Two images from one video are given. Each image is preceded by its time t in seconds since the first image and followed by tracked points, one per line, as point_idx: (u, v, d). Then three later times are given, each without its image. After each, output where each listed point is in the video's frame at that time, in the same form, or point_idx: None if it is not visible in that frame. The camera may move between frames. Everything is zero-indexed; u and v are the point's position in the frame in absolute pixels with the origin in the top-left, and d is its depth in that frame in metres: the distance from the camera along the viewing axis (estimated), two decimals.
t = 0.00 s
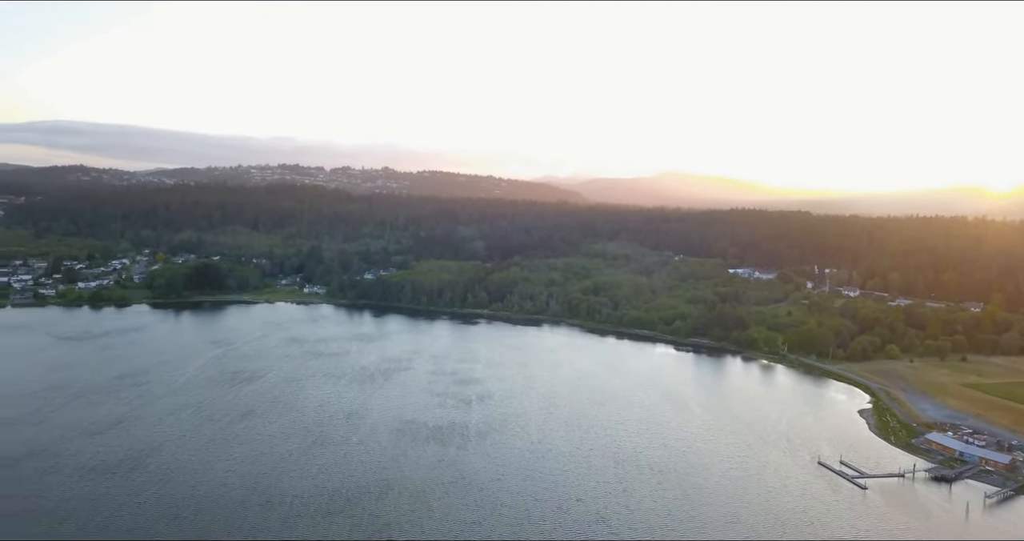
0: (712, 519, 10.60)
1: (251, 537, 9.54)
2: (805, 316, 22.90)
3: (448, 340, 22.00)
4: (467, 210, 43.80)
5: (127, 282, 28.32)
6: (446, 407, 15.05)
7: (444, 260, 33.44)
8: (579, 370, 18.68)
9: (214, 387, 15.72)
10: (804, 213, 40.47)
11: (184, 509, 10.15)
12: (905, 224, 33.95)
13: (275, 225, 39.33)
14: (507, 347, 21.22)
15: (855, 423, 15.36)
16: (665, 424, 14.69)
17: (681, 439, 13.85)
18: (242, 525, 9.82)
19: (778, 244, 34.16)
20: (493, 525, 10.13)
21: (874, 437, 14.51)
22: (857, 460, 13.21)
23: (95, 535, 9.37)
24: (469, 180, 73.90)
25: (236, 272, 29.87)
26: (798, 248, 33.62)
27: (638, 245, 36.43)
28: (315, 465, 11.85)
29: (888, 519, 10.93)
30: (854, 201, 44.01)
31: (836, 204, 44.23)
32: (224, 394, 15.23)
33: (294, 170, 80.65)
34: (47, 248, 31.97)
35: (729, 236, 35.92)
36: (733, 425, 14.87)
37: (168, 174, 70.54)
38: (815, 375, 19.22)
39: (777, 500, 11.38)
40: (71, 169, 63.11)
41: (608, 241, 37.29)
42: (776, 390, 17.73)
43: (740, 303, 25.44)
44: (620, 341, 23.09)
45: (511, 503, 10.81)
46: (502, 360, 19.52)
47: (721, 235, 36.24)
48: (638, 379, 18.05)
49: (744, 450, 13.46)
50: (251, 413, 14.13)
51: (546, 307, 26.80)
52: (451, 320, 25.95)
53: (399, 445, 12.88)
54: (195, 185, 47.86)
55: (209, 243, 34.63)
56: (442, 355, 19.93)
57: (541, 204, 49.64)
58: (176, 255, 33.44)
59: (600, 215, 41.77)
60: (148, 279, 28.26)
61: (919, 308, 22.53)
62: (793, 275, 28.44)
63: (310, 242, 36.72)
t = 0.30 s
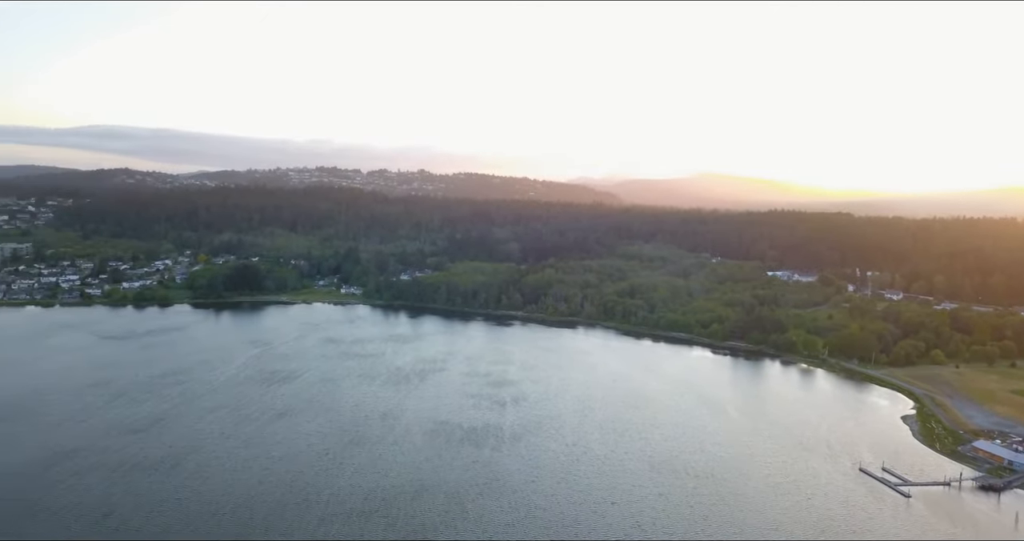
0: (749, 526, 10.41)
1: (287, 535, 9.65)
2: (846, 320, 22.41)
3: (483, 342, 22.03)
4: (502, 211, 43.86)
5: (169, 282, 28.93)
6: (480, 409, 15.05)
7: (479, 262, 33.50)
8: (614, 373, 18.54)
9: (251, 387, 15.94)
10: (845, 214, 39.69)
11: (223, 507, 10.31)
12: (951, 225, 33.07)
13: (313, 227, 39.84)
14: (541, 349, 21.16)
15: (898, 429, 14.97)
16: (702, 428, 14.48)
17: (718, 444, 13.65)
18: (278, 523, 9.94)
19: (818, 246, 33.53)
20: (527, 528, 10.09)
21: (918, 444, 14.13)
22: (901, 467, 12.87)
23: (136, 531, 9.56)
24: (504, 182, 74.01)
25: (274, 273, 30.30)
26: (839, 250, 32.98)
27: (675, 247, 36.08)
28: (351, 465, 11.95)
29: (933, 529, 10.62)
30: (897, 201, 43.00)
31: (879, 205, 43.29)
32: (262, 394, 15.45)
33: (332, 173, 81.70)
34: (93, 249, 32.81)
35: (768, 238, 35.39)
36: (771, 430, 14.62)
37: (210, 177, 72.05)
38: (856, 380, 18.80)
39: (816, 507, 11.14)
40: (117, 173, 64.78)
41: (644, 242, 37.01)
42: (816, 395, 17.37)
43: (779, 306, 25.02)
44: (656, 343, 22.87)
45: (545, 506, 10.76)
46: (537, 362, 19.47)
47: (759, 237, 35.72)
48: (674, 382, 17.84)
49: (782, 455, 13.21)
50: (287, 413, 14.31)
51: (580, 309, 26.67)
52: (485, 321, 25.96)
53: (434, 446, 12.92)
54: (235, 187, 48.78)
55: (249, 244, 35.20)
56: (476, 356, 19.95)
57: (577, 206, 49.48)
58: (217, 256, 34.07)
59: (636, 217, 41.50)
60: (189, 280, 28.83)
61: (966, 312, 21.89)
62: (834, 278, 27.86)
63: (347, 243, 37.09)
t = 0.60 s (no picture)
0: (783, 532, 10.24)
1: (319, 534, 9.72)
2: (884, 324, 21.96)
3: (513, 343, 22.02)
4: (532, 212, 43.80)
5: (205, 282, 29.38)
6: (510, 410, 15.04)
7: (509, 263, 33.51)
8: (645, 376, 18.40)
9: (284, 387, 16.12)
10: (882, 215, 38.90)
11: (256, 505, 10.44)
12: (993, 227, 32.22)
13: (345, 227, 40.20)
14: (571, 351, 21.08)
15: (938, 435, 14.63)
16: (734, 432, 14.30)
17: (751, 448, 13.47)
18: (310, 522, 10.03)
19: (854, 247, 32.93)
20: (557, 531, 10.05)
21: (958, 451, 13.80)
22: (941, 474, 12.57)
23: (171, 528, 9.71)
24: (534, 182, 73.95)
25: (307, 274, 30.63)
26: (876, 252, 32.35)
27: (707, 249, 35.70)
28: (381, 465, 12.02)
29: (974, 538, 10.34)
30: (937, 203, 42.05)
31: (917, 206, 42.38)
32: (294, 393, 15.62)
33: (363, 174, 82.43)
34: (131, 249, 33.50)
35: (803, 239, 34.83)
36: (805, 434, 14.38)
37: (244, 178, 73.20)
38: (894, 384, 18.42)
39: (852, 514, 10.94)
40: (155, 175, 66.06)
41: (676, 244, 36.68)
42: (852, 399, 17.02)
43: (814, 309, 24.63)
44: (687, 346, 22.64)
45: (575, 508, 10.71)
46: (567, 363, 19.41)
47: (794, 238, 35.18)
48: (706, 385, 17.65)
49: (817, 460, 12.99)
50: (319, 412, 14.45)
51: (611, 311, 26.53)
52: (515, 322, 25.95)
53: (464, 447, 12.94)
54: (269, 188, 49.43)
55: (282, 245, 35.64)
56: (507, 357, 19.94)
57: (608, 207, 49.21)
58: (251, 256, 34.55)
59: (667, 219, 41.14)
60: (224, 280, 29.28)
61: (1009, 315, 21.32)
62: (871, 280, 27.32)
63: (378, 244, 37.37)
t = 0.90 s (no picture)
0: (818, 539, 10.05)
1: (350, 534, 9.78)
2: (923, 328, 21.46)
3: (543, 345, 21.95)
4: (563, 214, 43.67)
5: (239, 283, 29.82)
6: (540, 413, 15.00)
7: (540, 265, 33.45)
8: (677, 379, 18.21)
9: (316, 387, 16.27)
10: (921, 216, 38.04)
11: (288, 504, 10.55)
12: None
13: (376, 229, 40.50)
14: (602, 354, 20.96)
15: (980, 442, 14.25)
16: (768, 436, 14.09)
17: (786, 453, 13.25)
18: (340, 521, 10.10)
19: (892, 249, 32.26)
20: (586, 534, 9.98)
21: (1001, 459, 13.41)
22: (983, 482, 12.23)
23: (205, 525, 9.86)
24: (565, 183, 73.75)
25: (339, 275, 30.89)
26: (915, 254, 31.65)
27: (741, 250, 35.26)
28: (412, 465, 12.07)
29: None
30: (979, 204, 41.00)
31: (958, 207, 41.38)
32: (325, 394, 15.75)
33: (395, 176, 83.09)
34: (168, 250, 34.14)
35: (839, 241, 34.22)
36: (842, 440, 14.10)
37: (278, 180, 74.22)
38: (933, 389, 17.99)
39: (890, 522, 10.69)
40: (191, 177, 67.15)
41: (708, 245, 36.28)
42: (889, 404, 16.66)
43: (850, 312, 24.18)
44: (720, 349, 22.35)
45: (605, 512, 10.64)
46: (597, 366, 19.30)
47: (830, 239, 34.56)
48: (739, 389, 17.41)
49: (854, 467, 12.73)
50: (350, 413, 14.56)
51: (642, 313, 26.32)
52: (546, 324, 25.87)
53: (494, 449, 12.94)
54: (303, 190, 50.03)
55: (315, 246, 36.02)
56: (538, 360, 19.88)
57: (639, 208, 48.85)
58: (285, 257, 34.97)
59: (699, 220, 40.72)
60: (258, 281, 29.68)
61: None
62: (910, 283, 26.72)
63: (409, 246, 37.58)
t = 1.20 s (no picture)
0: None
1: (380, 534, 9.83)
2: (966, 332, 20.91)
3: (573, 348, 21.85)
4: (594, 215, 43.50)
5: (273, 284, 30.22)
6: (571, 416, 14.94)
7: (571, 267, 33.36)
8: (710, 382, 18.01)
9: (349, 387, 16.40)
10: (963, 218, 37.11)
11: (320, 503, 10.64)
12: None
13: (408, 230, 40.76)
14: (633, 357, 20.81)
15: None
16: (804, 441, 13.85)
17: (822, 458, 13.02)
18: (372, 521, 10.17)
19: (932, 252, 31.51)
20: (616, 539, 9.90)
21: None
22: None
23: (239, 523, 10.00)
24: (596, 185, 73.41)
25: (371, 276, 31.12)
26: (956, 256, 30.86)
27: (775, 253, 34.76)
28: (443, 466, 12.10)
29: None
30: None
31: (1002, 208, 40.23)
32: (358, 394, 15.88)
33: (426, 178, 83.59)
34: (205, 251, 34.77)
35: (877, 243, 33.55)
36: (880, 446, 13.80)
37: (312, 183, 75.13)
38: (976, 395, 17.51)
39: (929, 531, 10.44)
40: (226, 179, 68.19)
41: (742, 247, 35.83)
42: (929, 410, 16.27)
43: (889, 316, 23.67)
44: (753, 352, 22.05)
45: (637, 516, 10.56)
46: (629, 369, 19.17)
47: (867, 242, 33.90)
48: (774, 394, 17.15)
49: (893, 473, 12.46)
50: (382, 413, 14.66)
51: (675, 316, 26.07)
52: (577, 326, 25.76)
53: (524, 451, 12.92)
54: (336, 193, 50.58)
55: (347, 247, 36.37)
56: (569, 362, 19.81)
57: (672, 209, 48.39)
58: (318, 259, 35.37)
59: (733, 222, 40.21)
60: (292, 282, 30.06)
61: None
62: (952, 286, 26.04)
63: (441, 247, 37.74)
